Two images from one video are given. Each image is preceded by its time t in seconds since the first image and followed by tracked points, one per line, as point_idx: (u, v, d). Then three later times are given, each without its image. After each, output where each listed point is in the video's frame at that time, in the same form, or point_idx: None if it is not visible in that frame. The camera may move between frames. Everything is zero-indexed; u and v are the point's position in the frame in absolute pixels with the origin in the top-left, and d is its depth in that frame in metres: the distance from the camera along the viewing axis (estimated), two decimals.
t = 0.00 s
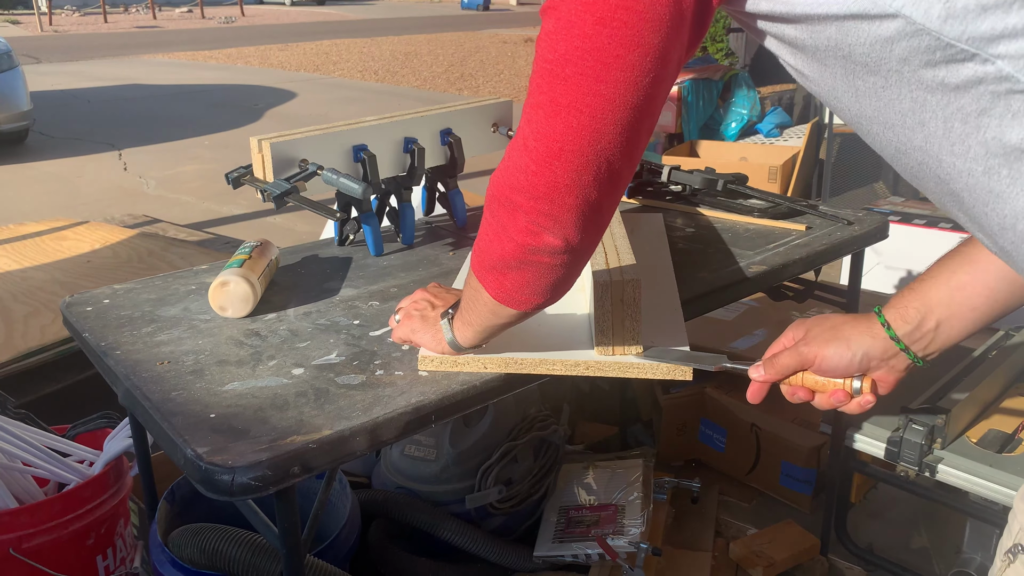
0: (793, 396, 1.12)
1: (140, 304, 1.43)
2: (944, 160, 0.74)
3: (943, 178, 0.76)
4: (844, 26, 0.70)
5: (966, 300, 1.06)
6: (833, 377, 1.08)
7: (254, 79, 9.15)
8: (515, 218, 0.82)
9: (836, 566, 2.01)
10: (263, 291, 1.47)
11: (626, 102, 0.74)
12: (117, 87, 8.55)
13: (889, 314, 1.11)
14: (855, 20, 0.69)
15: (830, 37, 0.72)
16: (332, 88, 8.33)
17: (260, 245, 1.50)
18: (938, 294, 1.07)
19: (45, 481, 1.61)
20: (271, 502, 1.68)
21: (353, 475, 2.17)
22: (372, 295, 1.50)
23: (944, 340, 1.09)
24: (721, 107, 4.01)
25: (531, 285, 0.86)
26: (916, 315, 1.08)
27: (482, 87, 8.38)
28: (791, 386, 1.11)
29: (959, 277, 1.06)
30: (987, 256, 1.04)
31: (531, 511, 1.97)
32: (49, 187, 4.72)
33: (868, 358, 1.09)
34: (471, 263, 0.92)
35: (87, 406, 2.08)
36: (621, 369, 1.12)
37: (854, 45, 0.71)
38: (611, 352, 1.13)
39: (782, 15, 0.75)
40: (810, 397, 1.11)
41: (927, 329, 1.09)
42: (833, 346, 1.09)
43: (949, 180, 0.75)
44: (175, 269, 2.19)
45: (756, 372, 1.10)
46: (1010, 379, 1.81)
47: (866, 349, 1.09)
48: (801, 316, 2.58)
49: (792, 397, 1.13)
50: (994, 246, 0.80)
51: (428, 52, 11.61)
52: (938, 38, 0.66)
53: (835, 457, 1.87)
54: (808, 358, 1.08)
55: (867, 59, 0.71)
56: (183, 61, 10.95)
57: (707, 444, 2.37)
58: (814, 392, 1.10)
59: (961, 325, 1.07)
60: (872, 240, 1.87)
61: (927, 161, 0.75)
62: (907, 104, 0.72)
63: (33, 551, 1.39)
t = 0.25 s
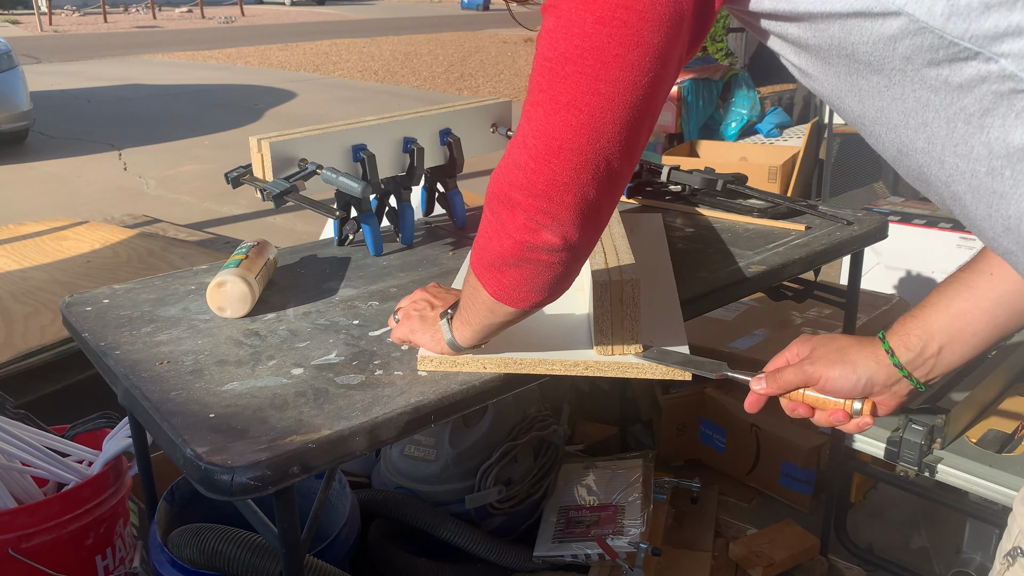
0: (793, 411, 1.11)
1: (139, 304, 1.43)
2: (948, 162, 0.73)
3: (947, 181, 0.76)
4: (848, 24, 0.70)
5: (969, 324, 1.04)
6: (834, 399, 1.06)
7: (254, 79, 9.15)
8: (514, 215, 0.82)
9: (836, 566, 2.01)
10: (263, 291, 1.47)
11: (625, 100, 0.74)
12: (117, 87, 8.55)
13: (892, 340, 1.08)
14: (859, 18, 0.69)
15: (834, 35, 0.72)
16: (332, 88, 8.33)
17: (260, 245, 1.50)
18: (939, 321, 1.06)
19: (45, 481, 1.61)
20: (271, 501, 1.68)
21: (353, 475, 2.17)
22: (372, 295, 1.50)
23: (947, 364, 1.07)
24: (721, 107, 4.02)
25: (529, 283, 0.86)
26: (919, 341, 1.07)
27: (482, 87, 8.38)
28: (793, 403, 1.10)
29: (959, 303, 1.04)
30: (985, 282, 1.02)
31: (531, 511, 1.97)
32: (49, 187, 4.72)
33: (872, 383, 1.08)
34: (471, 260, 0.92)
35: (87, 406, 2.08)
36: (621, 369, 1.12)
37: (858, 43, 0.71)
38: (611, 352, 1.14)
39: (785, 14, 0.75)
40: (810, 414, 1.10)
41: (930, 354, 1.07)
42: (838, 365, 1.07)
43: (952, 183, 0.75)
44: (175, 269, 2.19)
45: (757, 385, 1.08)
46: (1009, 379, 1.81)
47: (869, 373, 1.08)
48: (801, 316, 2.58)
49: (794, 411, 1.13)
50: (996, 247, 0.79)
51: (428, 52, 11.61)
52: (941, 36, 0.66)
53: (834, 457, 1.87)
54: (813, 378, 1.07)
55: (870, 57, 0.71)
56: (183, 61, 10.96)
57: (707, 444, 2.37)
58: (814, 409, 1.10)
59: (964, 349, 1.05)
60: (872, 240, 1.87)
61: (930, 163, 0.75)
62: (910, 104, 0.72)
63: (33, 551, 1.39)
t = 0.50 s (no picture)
0: (798, 341, 1.15)
1: (140, 304, 1.43)
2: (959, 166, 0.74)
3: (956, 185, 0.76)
4: (859, 30, 0.70)
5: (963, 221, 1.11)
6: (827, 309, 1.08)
7: (254, 80, 9.15)
8: (509, 217, 0.82)
9: (836, 566, 2.01)
10: (263, 291, 1.47)
11: (621, 105, 0.74)
12: (117, 87, 8.56)
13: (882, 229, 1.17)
14: (871, 25, 0.69)
15: (844, 41, 0.72)
16: (332, 88, 8.33)
17: (260, 246, 1.50)
18: (939, 212, 1.12)
19: (45, 481, 1.61)
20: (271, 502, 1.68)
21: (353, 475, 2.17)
22: (372, 295, 1.51)
23: (939, 261, 1.14)
24: (721, 107, 4.02)
25: (524, 284, 0.87)
26: (908, 227, 1.15)
27: (482, 87, 8.38)
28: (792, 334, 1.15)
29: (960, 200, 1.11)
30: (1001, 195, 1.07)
31: (531, 511, 1.98)
32: (49, 188, 4.72)
33: (855, 271, 1.17)
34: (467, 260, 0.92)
35: (87, 406, 2.08)
36: (621, 367, 1.13)
37: (868, 49, 0.71)
38: (610, 350, 1.14)
39: (796, 18, 0.74)
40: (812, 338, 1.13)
41: (915, 249, 1.15)
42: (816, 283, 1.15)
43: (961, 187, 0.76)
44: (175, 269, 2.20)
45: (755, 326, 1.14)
46: (1010, 379, 1.81)
47: (854, 264, 1.17)
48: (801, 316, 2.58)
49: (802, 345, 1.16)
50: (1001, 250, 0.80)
51: (428, 52, 11.61)
52: (957, 44, 0.66)
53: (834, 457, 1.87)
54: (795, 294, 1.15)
55: (882, 63, 0.71)
56: (183, 61, 10.96)
57: (707, 444, 2.37)
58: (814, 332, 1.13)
59: (955, 244, 1.11)
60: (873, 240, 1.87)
61: (939, 167, 0.76)
62: (921, 109, 0.72)
63: (33, 551, 1.40)
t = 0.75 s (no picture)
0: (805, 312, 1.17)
1: (140, 304, 1.43)
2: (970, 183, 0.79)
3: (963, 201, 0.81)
4: (871, 60, 0.73)
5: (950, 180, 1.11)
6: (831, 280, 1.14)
7: (254, 80, 9.15)
8: (511, 253, 0.82)
9: (836, 566, 2.01)
10: (264, 291, 1.47)
11: (624, 145, 0.74)
12: (117, 87, 8.56)
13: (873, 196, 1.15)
14: (883, 56, 0.72)
15: (852, 70, 0.75)
16: (332, 88, 8.33)
17: (261, 246, 1.50)
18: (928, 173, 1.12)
19: (45, 481, 1.61)
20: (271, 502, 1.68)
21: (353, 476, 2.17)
22: (372, 295, 1.50)
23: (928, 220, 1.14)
24: (722, 107, 4.02)
25: (528, 314, 0.87)
26: (898, 192, 1.13)
27: (482, 87, 8.38)
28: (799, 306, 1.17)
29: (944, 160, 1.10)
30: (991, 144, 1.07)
31: (531, 512, 1.97)
32: (49, 188, 4.72)
33: (849, 238, 1.15)
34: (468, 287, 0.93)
35: (87, 407, 2.08)
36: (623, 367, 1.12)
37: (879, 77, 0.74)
38: (612, 351, 1.14)
39: (803, 48, 0.76)
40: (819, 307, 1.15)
41: (907, 212, 1.14)
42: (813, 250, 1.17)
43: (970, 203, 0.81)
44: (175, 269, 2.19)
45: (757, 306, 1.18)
46: (1010, 380, 1.81)
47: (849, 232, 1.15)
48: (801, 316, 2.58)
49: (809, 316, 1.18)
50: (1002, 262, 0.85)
51: (427, 52, 11.61)
52: (974, 73, 0.71)
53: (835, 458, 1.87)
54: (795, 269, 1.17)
55: (894, 90, 0.75)
56: (183, 61, 10.96)
57: (707, 444, 2.37)
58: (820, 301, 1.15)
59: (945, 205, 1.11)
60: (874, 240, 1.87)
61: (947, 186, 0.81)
62: (932, 132, 0.77)
63: (33, 551, 1.40)
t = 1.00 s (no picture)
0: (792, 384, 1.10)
1: (140, 305, 1.43)
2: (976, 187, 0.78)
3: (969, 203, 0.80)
4: (867, 65, 0.72)
5: (937, 277, 1.08)
6: (826, 367, 1.07)
7: (254, 80, 9.16)
8: (525, 277, 0.82)
9: (837, 567, 2.01)
10: (264, 292, 1.47)
11: (633, 161, 0.74)
12: (117, 87, 8.56)
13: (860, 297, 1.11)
14: (877, 60, 0.71)
15: (848, 77, 0.74)
16: (332, 88, 8.34)
17: (261, 246, 1.50)
18: (909, 271, 1.09)
19: (45, 482, 1.61)
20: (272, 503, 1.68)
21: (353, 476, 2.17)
22: (372, 296, 1.50)
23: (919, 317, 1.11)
24: (721, 107, 4.03)
25: (543, 331, 0.88)
26: (888, 293, 1.10)
27: (482, 87, 8.39)
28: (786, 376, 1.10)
29: (930, 254, 1.08)
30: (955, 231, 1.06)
31: (531, 512, 1.97)
32: (48, 188, 4.71)
33: (841, 342, 1.11)
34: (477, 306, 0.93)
35: (88, 407, 2.08)
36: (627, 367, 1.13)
37: (876, 83, 0.73)
38: (617, 352, 1.13)
39: (799, 56, 0.76)
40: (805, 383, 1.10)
41: (898, 309, 1.11)
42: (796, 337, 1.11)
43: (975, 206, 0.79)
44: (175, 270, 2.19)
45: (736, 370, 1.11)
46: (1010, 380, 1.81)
47: (839, 335, 1.11)
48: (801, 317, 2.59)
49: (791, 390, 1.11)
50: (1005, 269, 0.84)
51: (427, 53, 11.63)
52: (973, 74, 0.69)
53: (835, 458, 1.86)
54: (779, 352, 1.10)
55: (890, 95, 0.73)
56: (183, 62, 10.96)
57: (707, 444, 2.37)
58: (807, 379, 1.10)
59: (938, 301, 1.08)
60: (874, 240, 1.88)
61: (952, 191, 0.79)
62: (931, 137, 0.76)
63: (33, 552, 1.39)
